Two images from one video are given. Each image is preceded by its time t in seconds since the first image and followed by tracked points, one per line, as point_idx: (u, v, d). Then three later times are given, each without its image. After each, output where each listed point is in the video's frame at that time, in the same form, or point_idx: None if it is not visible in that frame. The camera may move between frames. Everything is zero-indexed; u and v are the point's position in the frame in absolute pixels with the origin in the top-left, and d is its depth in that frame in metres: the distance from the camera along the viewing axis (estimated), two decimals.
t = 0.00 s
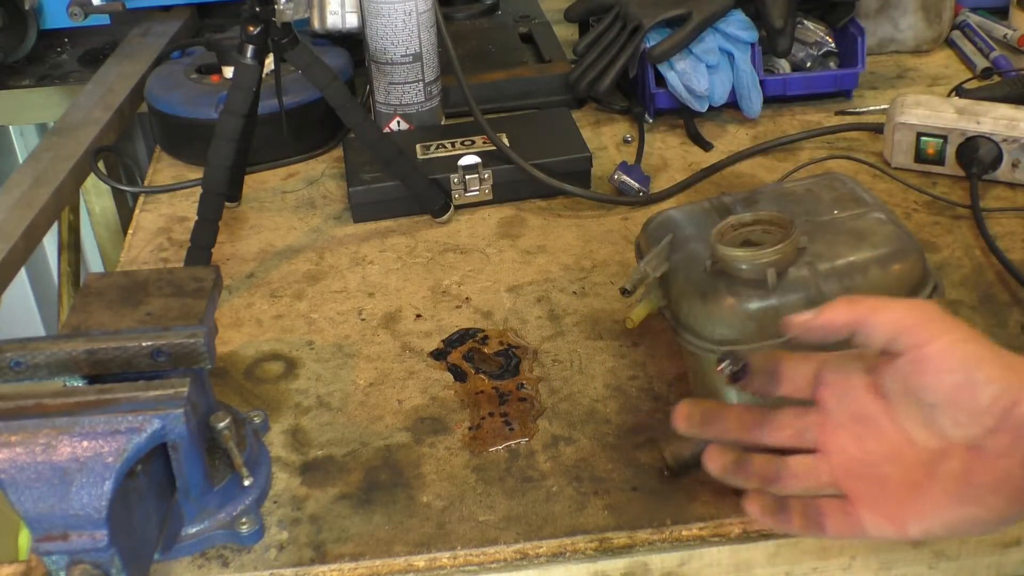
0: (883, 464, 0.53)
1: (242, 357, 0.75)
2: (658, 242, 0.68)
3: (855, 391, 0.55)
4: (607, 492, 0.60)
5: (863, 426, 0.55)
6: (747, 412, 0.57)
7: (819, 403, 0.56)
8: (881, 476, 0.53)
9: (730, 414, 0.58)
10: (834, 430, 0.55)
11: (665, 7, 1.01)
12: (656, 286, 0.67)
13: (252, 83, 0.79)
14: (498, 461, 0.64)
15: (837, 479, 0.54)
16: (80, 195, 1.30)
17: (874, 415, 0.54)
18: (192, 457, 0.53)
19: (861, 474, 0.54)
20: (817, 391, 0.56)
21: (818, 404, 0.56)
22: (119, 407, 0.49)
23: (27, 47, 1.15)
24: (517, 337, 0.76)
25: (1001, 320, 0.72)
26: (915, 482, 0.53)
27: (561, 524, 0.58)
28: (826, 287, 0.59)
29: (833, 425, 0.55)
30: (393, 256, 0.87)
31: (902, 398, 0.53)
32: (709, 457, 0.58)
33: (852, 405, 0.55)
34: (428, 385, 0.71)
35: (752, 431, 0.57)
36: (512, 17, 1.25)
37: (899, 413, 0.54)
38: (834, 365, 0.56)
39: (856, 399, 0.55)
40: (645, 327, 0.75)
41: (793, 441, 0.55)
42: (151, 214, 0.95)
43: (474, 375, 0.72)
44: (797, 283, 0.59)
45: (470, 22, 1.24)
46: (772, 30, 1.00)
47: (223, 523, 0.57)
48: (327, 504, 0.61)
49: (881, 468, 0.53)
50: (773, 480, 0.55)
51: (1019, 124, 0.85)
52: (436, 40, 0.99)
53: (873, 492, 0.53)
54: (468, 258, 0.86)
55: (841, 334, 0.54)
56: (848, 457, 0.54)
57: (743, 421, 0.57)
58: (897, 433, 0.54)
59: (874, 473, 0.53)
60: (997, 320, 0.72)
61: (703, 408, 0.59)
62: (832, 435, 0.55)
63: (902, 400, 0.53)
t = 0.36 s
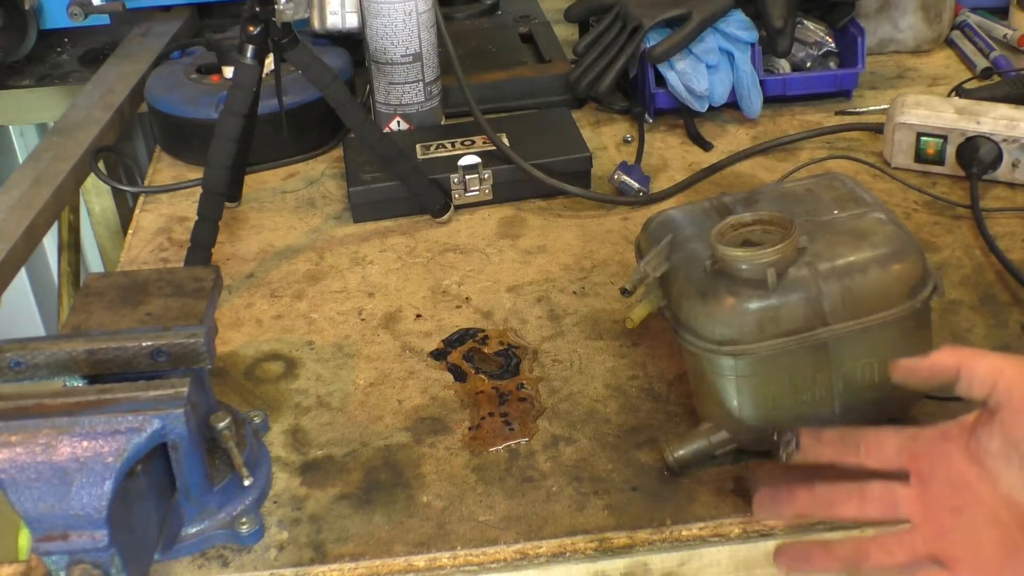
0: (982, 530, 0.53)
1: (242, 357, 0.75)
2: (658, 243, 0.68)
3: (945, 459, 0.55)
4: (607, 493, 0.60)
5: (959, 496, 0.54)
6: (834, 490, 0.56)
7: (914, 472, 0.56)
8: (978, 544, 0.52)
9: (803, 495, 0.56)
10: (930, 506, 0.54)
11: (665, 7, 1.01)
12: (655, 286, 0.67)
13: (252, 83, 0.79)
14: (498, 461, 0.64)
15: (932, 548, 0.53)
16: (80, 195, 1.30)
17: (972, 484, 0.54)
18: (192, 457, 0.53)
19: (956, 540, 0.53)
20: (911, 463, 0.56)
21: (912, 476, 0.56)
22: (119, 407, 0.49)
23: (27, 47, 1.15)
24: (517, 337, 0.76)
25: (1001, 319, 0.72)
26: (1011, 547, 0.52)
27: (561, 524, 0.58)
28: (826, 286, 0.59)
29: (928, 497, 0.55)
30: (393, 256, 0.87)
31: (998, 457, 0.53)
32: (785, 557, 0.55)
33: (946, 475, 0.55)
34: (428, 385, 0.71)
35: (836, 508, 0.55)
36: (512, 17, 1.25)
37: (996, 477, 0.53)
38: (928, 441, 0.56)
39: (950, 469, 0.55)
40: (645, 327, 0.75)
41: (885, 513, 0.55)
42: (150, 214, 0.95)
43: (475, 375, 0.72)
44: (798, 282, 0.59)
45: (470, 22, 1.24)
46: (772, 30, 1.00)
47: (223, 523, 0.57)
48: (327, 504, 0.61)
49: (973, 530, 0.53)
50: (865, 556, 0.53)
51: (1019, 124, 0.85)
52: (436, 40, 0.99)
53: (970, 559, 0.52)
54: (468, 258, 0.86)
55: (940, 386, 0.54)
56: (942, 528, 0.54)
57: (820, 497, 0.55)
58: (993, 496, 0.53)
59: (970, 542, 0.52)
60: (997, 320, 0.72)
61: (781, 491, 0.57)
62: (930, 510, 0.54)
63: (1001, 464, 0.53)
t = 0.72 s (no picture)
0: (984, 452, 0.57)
1: (242, 357, 0.74)
2: (658, 243, 0.68)
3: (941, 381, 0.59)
4: (607, 493, 0.60)
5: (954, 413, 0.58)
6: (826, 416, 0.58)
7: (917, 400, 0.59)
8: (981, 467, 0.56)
9: (794, 422, 0.58)
10: (930, 428, 0.57)
11: (666, 7, 1.01)
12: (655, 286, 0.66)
13: (252, 83, 0.79)
14: (498, 461, 0.64)
15: (932, 474, 0.56)
16: (80, 195, 1.30)
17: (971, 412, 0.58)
18: (192, 457, 0.53)
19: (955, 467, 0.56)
20: (910, 387, 0.59)
21: (912, 402, 0.59)
22: (119, 407, 0.49)
23: (27, 46, 1.15)
24: (517, 337, 0.76)
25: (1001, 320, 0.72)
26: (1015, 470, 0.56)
27: (561, 524, 0.58)
28: (827, 285, 0.59)
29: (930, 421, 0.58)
30: (393, 256, 0.87)
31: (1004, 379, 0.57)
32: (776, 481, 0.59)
33: (947, 401, 0.58)
34: (428, 385, 0.71)
35: (831, 434, 0.57)
36: (512, 17, 1.25)
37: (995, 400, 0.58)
38: (929, 366, 0.60)
39: (951, 394, 0.59)
40: (645, 327, 0.75)
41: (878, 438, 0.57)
42: (150, 214, 0.95)
43: (475, 375, 0.72)
44: (797, 282, 0.59)
45: (469, 22, 1.24)
46: (772, 30, 1.00)
47: (223, 523, 0.57)
48: (327, 504, 0.61)
49: (969, 446, 0.57)
50: (860, 480, 0.56)
51: (1019, 124, 0.85)
52: (436, 40, 0.99)
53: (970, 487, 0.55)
54: (468, 258, 0.86)
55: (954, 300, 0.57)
56: (944, 449, 0.57)
57: (814, 428, 0.57)
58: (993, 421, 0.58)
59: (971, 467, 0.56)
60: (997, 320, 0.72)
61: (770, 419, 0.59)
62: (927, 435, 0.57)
63: (1007, 384, 0.57)
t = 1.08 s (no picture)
0: (999, 202, 0.47)
1: (242, 357, 0.75)
2: (658, 243, 0.68)
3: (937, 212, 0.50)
4: (607, 493, 0.60)
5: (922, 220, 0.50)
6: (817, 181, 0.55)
7: (943, 140, 0.52)
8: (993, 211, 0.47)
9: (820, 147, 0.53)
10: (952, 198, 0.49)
11: (665, 7, 1.01)
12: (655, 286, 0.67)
13: (252, 83, 0.79)
14: (498, 461, 0.64)
15: (944, 218, 0.49)
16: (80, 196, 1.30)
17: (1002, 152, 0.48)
18: (192, 457, 0.53)
19: (970, 207, 0.48)
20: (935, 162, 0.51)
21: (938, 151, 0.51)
22: (119, 407, 0.49)
23: (27, 47, 1.15)
24: (517, 337, 0.76)
25: (1001, 319, 0.74)
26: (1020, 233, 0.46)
27: (561, 524, 0.58)
28: (827, 287, 0.59)
29: (952, 167, 0.50)
30: (393, 256, 0.87)
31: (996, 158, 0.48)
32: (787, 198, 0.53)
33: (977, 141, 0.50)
34: (428, 385, 0.71)
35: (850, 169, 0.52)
36: (512, 17, 1.25)
37: None
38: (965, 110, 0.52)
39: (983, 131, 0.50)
40: (645, 327, 0.75)
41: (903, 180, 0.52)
42: (150, 214, 0.95)
43: (475, 375, 0.72)
44: (798, 283, 0.59)
45: (470, 22, 1.24)
46: (772, 30, 1.00)
47: (223, 523, 0.57)
48: (327, 504, 0.61)
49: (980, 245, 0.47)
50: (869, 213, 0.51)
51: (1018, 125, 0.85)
52: (436, 40, 0.99)
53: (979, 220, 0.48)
54: (468, 258, 0.86)
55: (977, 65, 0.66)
56: (877, 215, 0.51)
57: (838, 151, 0.53)
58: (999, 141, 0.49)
59: (988, 212, 0.47)
60: (996, 320, 0.74)
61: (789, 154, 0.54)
62: (947, 179, 0.50)
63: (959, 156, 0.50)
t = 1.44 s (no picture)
0: (1002, 268, 0.47)
1: (242, 357, 0.75)
2: (658, 243, 0.68)
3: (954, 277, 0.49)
4: (607, 493, 0.60)
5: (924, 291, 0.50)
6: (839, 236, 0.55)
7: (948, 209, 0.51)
8: (997, 275, 0.47)
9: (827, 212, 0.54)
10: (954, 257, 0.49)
11: (665, 7, 1.01)
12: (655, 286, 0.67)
13: (252, 83, 0.79)
14: (498, 461, 0.64)
15: (951, 283, 0.49)
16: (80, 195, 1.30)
17: (1005, 220, 0.48)
18: (192, 458, 0.53)
19: (970, 269, 0.48)
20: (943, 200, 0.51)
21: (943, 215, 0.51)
22: (119, 407, 0.49)
23: (27, 46, 1.15)
24: (517, 337, 0.76)
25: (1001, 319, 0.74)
26: None
27: (561, 524, 0.58)
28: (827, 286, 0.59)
29: (957, 231, 0.50)
30: (393, 256, 0.87)
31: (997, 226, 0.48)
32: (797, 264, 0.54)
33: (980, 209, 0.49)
34: (428, 385, 0.71)
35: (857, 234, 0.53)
36: (512, 17, 1.25)
37: None
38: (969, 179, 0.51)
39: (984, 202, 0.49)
40: (645, 327, 0.75)
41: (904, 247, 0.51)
42: (151, 214, 0.95)
43: (475, 375, 0.72)
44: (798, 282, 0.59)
45: (470, 22, 1.24)
46: (772, 30, 1.00)
47: (223, 523, 0.57)
48: (327, 504, 0.61)
49: (982, 308, 0.47)
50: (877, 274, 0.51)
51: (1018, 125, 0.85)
52: (436, 40, 0.99)
53: (984, 285, 0.47)
54: (468, 258, 0.86)
55: (993, 109, 0.56)
56: (880, 281, 0.51)
57: (844, 220, 0.53)
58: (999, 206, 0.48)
59: (989, 274, 0.47)
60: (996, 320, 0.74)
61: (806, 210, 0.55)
62: (954, 243, 0.49)
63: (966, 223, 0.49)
